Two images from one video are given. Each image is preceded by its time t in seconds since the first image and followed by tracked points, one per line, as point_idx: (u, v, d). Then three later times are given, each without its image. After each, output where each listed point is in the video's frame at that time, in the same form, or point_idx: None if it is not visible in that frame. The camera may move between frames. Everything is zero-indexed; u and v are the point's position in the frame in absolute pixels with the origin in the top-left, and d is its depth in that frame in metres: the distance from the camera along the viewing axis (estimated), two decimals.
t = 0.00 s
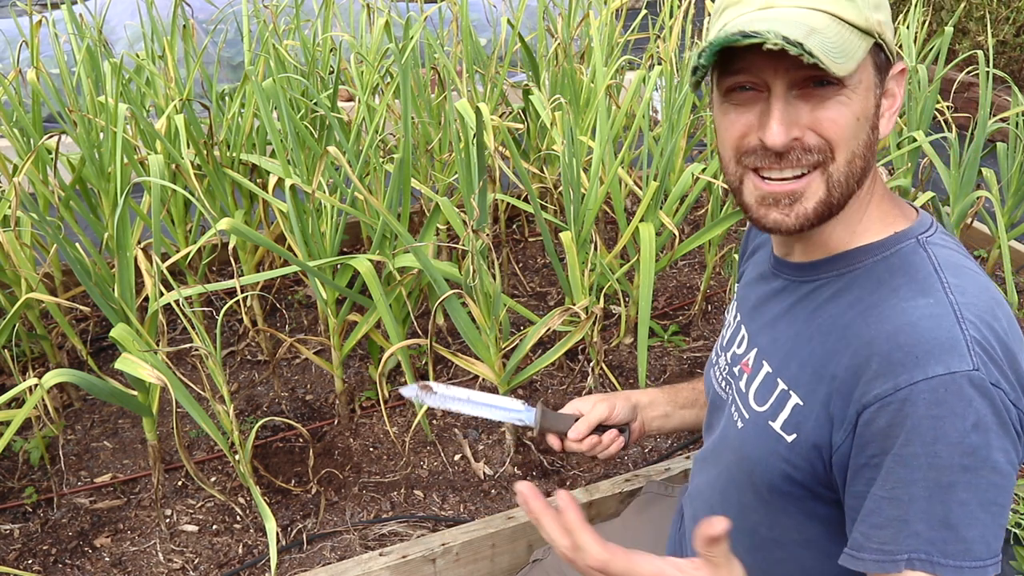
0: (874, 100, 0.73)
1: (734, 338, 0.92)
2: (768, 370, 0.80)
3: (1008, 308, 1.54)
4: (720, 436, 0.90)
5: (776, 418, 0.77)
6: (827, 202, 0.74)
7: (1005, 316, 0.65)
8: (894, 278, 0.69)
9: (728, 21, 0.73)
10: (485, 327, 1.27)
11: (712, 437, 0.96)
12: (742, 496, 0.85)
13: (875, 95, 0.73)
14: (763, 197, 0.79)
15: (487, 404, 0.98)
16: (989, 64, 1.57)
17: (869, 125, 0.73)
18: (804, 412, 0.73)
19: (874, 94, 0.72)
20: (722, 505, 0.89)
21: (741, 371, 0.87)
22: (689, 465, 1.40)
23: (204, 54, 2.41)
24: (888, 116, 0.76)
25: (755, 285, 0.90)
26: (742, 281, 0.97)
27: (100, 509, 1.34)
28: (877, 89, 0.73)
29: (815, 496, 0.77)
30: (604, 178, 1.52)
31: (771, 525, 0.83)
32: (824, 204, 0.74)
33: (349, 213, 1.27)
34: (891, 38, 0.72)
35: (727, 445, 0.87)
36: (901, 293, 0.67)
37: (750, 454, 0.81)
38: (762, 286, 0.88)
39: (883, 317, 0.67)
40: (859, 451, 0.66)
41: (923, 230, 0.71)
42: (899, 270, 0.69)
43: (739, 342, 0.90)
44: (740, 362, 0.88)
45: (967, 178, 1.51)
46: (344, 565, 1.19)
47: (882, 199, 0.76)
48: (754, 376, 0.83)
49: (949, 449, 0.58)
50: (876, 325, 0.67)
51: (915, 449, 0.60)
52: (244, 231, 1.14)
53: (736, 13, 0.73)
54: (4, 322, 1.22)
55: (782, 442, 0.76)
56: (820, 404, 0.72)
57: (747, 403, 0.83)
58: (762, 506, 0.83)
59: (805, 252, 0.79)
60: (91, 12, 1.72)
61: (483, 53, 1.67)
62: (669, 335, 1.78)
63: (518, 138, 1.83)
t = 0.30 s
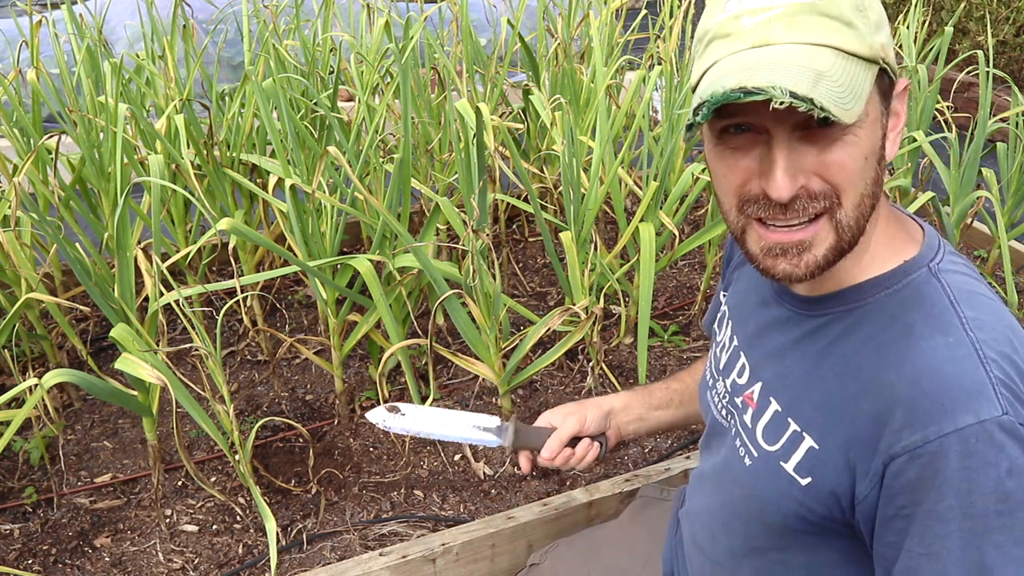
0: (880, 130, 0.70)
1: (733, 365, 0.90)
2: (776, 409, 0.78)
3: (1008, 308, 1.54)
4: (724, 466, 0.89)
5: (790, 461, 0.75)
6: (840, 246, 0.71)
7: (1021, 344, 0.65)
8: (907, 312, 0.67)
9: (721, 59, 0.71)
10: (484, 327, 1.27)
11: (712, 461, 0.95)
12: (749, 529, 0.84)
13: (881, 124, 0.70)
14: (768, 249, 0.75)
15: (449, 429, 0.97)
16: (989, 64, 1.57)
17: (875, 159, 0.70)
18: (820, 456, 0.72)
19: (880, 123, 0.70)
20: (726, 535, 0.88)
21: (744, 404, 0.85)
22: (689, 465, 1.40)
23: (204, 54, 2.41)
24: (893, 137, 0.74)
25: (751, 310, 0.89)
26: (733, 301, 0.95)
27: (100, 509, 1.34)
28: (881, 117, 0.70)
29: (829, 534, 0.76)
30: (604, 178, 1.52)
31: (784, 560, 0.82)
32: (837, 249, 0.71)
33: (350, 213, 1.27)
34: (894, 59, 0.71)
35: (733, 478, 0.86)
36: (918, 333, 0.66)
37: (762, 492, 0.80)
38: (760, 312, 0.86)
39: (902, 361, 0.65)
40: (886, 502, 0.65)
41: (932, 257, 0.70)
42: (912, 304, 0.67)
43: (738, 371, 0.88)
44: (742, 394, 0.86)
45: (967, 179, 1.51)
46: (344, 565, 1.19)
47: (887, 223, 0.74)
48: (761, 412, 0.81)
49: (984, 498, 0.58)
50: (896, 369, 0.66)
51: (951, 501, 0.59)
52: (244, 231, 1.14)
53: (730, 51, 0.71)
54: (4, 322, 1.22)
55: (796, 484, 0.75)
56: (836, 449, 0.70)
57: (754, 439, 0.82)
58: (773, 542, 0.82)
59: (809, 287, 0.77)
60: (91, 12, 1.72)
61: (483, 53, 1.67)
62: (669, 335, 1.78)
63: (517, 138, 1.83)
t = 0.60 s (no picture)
0: (894, 160, 0.66)
1: (752, 380, 0.90)
2: (797, 434, 0.78)
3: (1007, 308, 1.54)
4: (739, 482, 0.89)
5: (809, 489, 0.75)
6: (826, 272, 0.71)
7: None
8: (941, 351, 0.66)
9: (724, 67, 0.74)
10: (484, 327, 1.27)
11: (725, 472, 0.95)
12: (759, 549, 0.85)
13: (896, 152, 0.66)
14: (757, 262, 0.76)
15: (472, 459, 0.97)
16: (989, 63, 1.57)
17: (883, 188, 0.66)
18: (839, 487, 0.72)
19: (890, 154, 0.66)
20: (735, 551, 0.89)
21: (764, 424, 0.85)
22: (689, 465, 1.40)
23: (204, 54, 2.41)
24: (929, 164, 0.68)
25: (775, 325, 0.88)
26: (756, 310, 0.94)
27: (100, 509, 1.34)
28: (896, 147, 0.66)
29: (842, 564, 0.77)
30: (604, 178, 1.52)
31: None
32: (823, 274, 0.71)
33: (349, 213, 1.27)
34: (922, 82, 0.65)
35: (748, 496, 0.86)
36: (951, 373, 0.64)
37: (778, 516, 0.80)
38: (784, 330, 0.85)
39: (932, 402, 0.65)
40: (904, 541, 0.65)
41: (971, 291, 0.68)
42: (947, 343, 0.66)
43: (758, 389, 0.88)
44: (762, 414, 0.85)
45: (967, 178, 1.51)
46: (344, 565, 1.19)
47: (923, 251, 0.72)
48: (782, 436, 0.81)
49: (1008, 551, 0.58)
50: (926, 410, 0.65)
51: (972, 552, 0.59)
52: (244, 231, 1.14)
53: (732, 59, 0.73)
54: (4, 322, 1.22)
55: (813, 513, 0.75)
56: (857, 482, 0.70)
57: (772, 463, 0.82)
58: (781, 563, 0.82)
59: (832, 308, 0.76)
60: (92, 12, 1.72)
61: (483, 53, 1.67)
62: (669, 335, 1.78)
63: (518, 138, 1.83)
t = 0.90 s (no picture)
0: (934, 161, 0.64)
1: (776, 375, 0.89)
2: (808, 438, 0.78)
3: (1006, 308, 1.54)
4: (744, 474, 0.90)
5: (809, 493, 0.76)
6: (843, 266, 0.71)
7: None
8: (968, 380, 0.65)
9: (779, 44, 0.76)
10: (485, 327, 1.27)
11: (731, 464, 0.95)
12: (754, 544, 0.86)
13: (938, 155, 0.64)
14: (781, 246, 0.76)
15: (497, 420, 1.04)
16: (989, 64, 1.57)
17: (918, 190, 0.65)
18: (839, 495, 0.72)
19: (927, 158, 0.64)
20: (727, 543, 0.91)
21: (778, 423, 0.85)
22: (689, 465, 1.40)
23: (204, 54, 2.42)
24: (984, 178, 0.65)
25: (812, 323, 0.86)
26: (795, 304, 0.92)
27: (100, 509, 1.34)
28: (936, 152, 0.64)
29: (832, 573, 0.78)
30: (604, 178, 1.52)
31: None
32: (839, 267, 0.71)
33: (350, 213, 1.27)
34: (979, 86, 0.63)
35: (750, 489, 0.87)
36: (974, 404, 0.64)
37: (772, 514, 0.81)
38: (815, 333, 0.84)
39: (948, 429, 0.64)
40: (890, 558, 0.67)
41: (1013, 326, 0.65)
42: (975, 373, 0.65)
43: (777, 385, 0.88)
44: (779, 411, 0.85)
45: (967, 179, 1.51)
46: (344, 565, 1.19)
47: (969, 278, 0.70)
48: (792, 437, 0.81)
49: None
50: (940, 436, 0.65)
51: None
52: (244, 231, 1.14)
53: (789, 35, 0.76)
54: (4, 322, 1.22)
55: (808, 517, 0.76)
56: (858, 492, 0.71)
57: (779, 463, 0.82)
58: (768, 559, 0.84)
59: (867, 315, 0.76)
60: (92, 12, 1.72)
61: (483, 53, 1.67)
62: (669, 335, 1.78)
63: (518, 138, 1.83)
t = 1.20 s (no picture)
0: (901, 123, 0.65)
1: (756, 358, 0.89)
2: (786, 408, 0.77)
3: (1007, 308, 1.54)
4: (733, 456, 0.89)
5: (788, 462, 0.75)
6: (830, 230, 0.70)
7: None
8: (932, 334, 0.65)
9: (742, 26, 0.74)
10: (485, 327, 1.27)
11: (723, 450, 0.94)
12: (746, 523, 0.85)
13: (903, 117, 0.65)
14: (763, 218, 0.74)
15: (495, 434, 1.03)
16: (989, 63, 1.57)
17: (889, 151, 0.66)
18: (816, 459, 0.71)
19: (897, 118, 0.65)
20: (725, 527, 0.89)
21: (759, 400, 0.84)
22: (689, 466, 1.40)
23: (204, 54, 2.42)
24: (940, 141, 0.67)
25: (786, 302, 0.86)
26: (773, 290, 0.92)
27: (100, 509, 1.34)
28: (903, 112, 0.65)
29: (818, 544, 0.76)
30: (604, 178, 1.52)
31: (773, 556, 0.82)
32: (826, 232, 0.70)
33: (349, 213, 1.27)
34: (930, 52, 0.65)
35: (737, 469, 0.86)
36: (937, 355, 0.63)
37: (757, 489, 0.79)
38: (790, 310, 0.84)
39: (912, 378, 0.63)
40: (861, 511, 0.65)
41: (972, 286, 0.66)
42: (938, 327, 0.65)
43: (759, 364, 0.87)
44: (760, 389, 0.85)
45: (967, 178, 1.50)
46: (344, 565, 1.19)
47: (932, 240, 0.71)
48: (773, 409, 0.80)
49: (951, 530, 0.57)
50: (903, 387, 0.64)
51: (918, 526, 0.59)
52: (244, 231, 1.14)
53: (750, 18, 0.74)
54: (4, 322, 1.22)
55: (789, 485, 0.74)
56: (831, 452, 0.69)
57: (760, 436, 0.81)
58: (762, 538, 0.82)
59: (835, 285, 0.76)
60: (92, 12, 1.72)
61: (483, 53, 1.67)
62: (669, 335, 1.78)
63: (518, 138, 1.83)
